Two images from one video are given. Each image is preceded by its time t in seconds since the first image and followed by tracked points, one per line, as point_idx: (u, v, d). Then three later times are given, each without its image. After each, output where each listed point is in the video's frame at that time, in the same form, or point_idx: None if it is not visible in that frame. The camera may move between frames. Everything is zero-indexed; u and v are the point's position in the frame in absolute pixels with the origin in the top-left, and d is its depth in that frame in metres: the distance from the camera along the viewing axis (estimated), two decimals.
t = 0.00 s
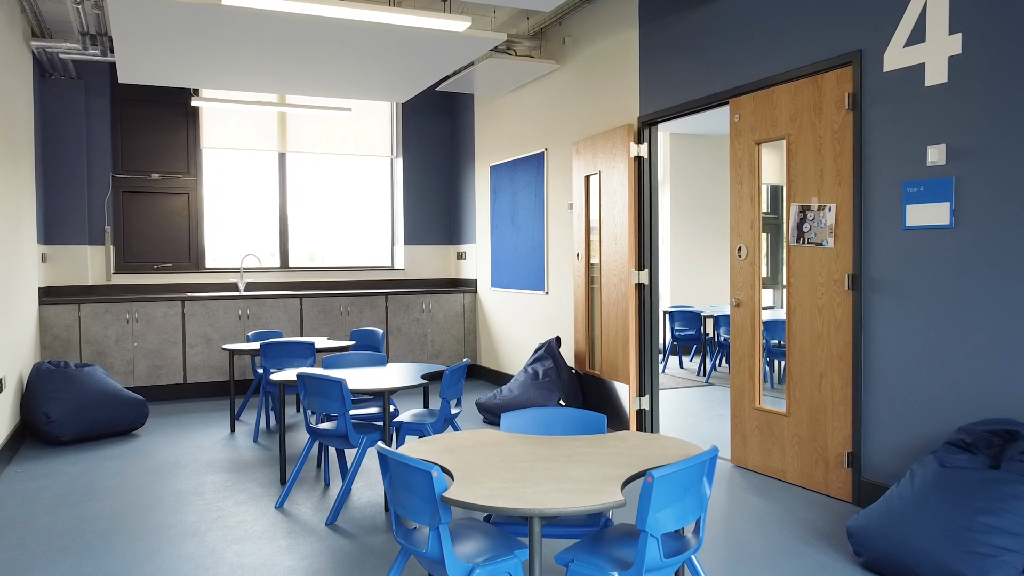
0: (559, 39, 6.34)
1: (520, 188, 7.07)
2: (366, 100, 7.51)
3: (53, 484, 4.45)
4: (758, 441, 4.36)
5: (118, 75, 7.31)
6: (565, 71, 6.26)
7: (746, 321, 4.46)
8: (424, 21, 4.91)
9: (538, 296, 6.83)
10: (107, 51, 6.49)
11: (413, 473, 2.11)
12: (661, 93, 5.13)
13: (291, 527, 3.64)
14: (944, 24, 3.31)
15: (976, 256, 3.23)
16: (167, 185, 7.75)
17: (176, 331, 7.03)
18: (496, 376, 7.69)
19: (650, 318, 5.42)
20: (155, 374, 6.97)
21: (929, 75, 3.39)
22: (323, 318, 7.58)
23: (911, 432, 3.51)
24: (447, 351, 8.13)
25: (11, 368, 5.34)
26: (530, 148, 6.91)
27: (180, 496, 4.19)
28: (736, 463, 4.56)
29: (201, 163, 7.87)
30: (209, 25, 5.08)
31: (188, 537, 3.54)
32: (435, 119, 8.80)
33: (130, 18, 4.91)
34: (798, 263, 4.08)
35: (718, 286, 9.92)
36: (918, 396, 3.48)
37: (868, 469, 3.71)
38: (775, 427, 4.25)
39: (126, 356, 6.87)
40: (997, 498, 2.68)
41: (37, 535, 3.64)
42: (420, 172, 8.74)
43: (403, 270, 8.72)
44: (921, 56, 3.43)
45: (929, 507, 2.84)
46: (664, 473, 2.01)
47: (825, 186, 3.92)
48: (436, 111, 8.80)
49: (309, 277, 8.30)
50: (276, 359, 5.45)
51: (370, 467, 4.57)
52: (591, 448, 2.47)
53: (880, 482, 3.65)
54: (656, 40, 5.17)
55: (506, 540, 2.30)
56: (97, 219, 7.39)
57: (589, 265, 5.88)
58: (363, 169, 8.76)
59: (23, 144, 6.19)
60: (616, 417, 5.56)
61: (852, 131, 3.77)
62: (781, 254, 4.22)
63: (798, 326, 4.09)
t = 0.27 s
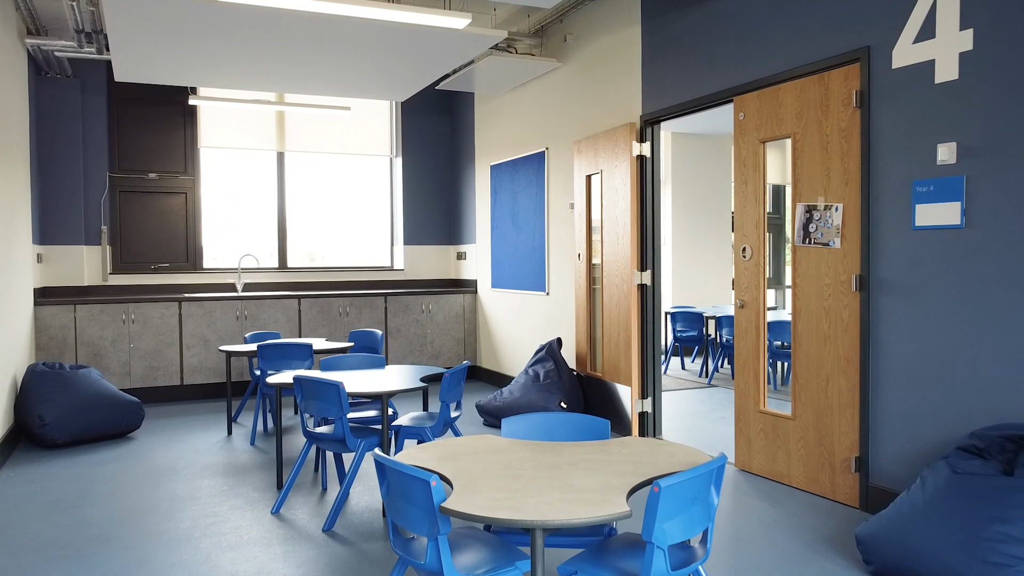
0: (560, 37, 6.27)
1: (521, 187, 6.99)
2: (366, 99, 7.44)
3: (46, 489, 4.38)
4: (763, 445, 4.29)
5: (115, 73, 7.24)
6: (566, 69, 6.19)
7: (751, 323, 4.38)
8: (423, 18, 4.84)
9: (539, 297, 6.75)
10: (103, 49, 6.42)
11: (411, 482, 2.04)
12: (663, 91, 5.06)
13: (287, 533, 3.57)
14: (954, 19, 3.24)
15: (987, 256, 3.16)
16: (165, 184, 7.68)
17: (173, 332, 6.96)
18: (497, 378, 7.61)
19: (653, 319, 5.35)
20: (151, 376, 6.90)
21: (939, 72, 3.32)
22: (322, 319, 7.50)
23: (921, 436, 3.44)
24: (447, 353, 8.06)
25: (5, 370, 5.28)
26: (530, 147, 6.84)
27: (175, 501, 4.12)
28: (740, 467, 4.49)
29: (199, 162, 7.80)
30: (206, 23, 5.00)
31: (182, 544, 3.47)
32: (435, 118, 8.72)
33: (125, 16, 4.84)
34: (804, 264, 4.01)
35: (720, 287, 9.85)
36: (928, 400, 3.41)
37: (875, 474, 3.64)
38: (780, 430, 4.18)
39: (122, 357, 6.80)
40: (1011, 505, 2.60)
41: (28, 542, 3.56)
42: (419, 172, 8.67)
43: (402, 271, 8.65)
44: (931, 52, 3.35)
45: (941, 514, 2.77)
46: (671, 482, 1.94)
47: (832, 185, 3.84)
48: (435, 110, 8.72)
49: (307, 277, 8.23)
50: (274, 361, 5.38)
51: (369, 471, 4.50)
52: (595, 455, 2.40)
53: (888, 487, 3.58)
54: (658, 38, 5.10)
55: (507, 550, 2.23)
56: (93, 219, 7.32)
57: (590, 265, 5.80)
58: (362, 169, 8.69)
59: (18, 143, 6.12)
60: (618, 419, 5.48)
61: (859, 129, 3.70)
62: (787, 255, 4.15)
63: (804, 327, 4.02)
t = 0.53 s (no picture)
0: (562, 34, 6.19)
1: (521, 186, 6.91)
2: (365, 97, 7.36)
3: (37, 493, 4.30)
4: (769, 448, 4.21)
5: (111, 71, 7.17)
6: (567, 66, 6.11)
7: (756, 324, 4.30)
8: (422, 13, 4.75)
9: (539, 297, 6.68)
10: (98, 47, 6.34)
11: (407, 491, 1.96)
12: (666, 89, 4.98)
13: (282, 540, 3.49)
14: (966, 13, 3.16)
15: (1001, 256, 3.08)
16: (162, 184, 7.61)
17: (169, 333, 6.88)
18: (497, 379, 7.53)
19: (656, 320, 5.27)
20: (147, 378, 6.82)
21: (950, 68, 3.24)
22: (320, 320, 7.42)
23: (931, 441, 3.36)
24: (447, 354, 7.98)
25: None
26: (531, 146, 6.76)
27: (168, 506, 4.04)
28: (745, 471, 4.40)
29: (196, 161, 7.73)
30: (201, 19, 4.92)
31: (174, 551, 3.39)
32: (434, 117, 8.64)
33: (119, 12, 4.76)
34: (810, 265, 3.93)
35: (722, 287, 9.77)
36: (938, 404, 3.33)
37: (884, 479, 3.56)
38: (786, 434, 4.10)
39: (117, 358, 6.72)
40: None
41: (17, 548, 3.48)
42: (418, 171, 8.59)
43: (401, 271, 8.57)
44: (942, 48, 3.27)
45: (954, 522, 2.69)
46: (680, 493, 1.86)
47: (839, 184, 3.76)
48: (435, 109, 8.65)
49: (306, 278, 8.15)
50: (271, 363, 5.30)
51: (366, 475, 4.42)
52: (599, 462, 2.31)
53: (898, 493, 3.50)
54: (661, 34, 5.02)
55: (508, 562, 2.15)
56: (89, 218, 7.24)
57: (592, 266, 5.72)
58: (361, 168, 8.61)
59: (12, 142, 6.04)
60: (620, 422, 5.40)
61: (868, 127, 3.61)
62: (793, 255, 4.06)
63: (810, 329, 3.94)
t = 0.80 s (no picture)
0: (563, 32, 6.11)
1: (522, 185, 6.84)
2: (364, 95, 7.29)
3: (30, 497, 4.22)
4: (774, 452, 4.13)
5: (107, 69, 7.09)
6: (569, 64, 6.04)
7: (761, 325, 4.22)
8: (422, 9, 4.68)
9: (540, 297, 6.60)
10: (93, 44, 6.27)
11: (406, 501, 1.89)
12: (669, 87, 4.90)
13: (279, 546, 3.41)
14: (980, 7, 3.08)
15: (1014, 257, 3.00)
16: (159, 183, 7.54)
17: (166, 334, 6.80)
18: (497, 381, 7.45)
19: (659, 321, 5.19)
20: (144, 379, 6.74)
21: (963, 63, 3.16)
22: (319, 321, 7.35)
23: (942, 446, 3.29)
24: (447, 355, 7.90)
25: None
26: (532, 145, 6.69)
27: (163, 511, 3.96)
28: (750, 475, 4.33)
29: (194, 160, 7.65)
30: (197, 15, 4.85)
31: (168, 558, 3.31)
32: (434, 116, 8.57)
33: (114, 8, 4.69)
34: (817, 265, 3.85)
35: (724, 288, 9.69)
36: (950, 408, 3.25)
37: (894, 484, 3.49)
38: (793, 437, 4.02)
39: (114, 359, 6.64)
40: None
41: (7, 555, 3.41)
42: (418, 170, 8.51)
43: (401, 271, 8.49)
44: (954, 43, 3.19)
45: (969, 529, 2.62)
46: (689, 503, 1.79)
47: (847, 182, 3.68)
48: (435, 107, 8.57)
49: (304, 278, 8.07)
50: (268, 365, 5.23)
51: (365, 479, 4.34)
52: (604, 469, 2.24)
53: (907, 498, 3.43)
54: (664, 31, 4.94)
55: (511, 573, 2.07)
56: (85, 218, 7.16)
57: (594, 266, 5.65)
58: (360, 168, 8.53)
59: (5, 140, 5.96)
60: (622, 424, 5.33)
61: (877, 124, 3.54)
62: (799, 255, 3.99)
63: (817, 330, 3.86)
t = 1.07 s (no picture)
0: (565, 29, 6.04)
1: (523, 184, 6.76)
2: (363, 93, 7.21)
3: (22, 502, 4.14)
4: (781, 456, 4.06)
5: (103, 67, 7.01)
6: (571, 61, 5.96)
7: (767, 326, 4.14)
8: (421, 5, 4.60)
9: (542, 298, 6.52)
10: (89, 41, 6.19)
11: (404, 510, 1.81)
12: (673, 84, 4.83)
13: (275, 553, 3.33)
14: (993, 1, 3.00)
15: None
16: (156, 182, 7.46)
17: (163, 335, 6.72)
18: (498, 382, 7.38)
19: (662, 322, 5.11)
20: (141, 380, 6.66)
21: (976, 58, 3.09)
22: (318, 322, 7.27)
23: (954, 450, 3.21)
24: (447, 356, 7.82)
25: None
26: (533, 143, 6.61)
27: (157, 516, 3.89)
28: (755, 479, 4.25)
29: (191, 159, 7.58)
30: (193, 12, 4.77)
31: (161, 565, 3.24)
32: (434, 114, 8.49)
33: (108, 4, 4.61)
34: (825, 265, 3.77)
35: (727, 288, 9.61)
36: (962, 412, 3.18)
37: (904, 489, 3.41)
38: (799, 441, 3.94)
39: (109, 360, 6.56)
40: None
41: None
42: (418, 169, 8.44)
43: (401, 271, 8.42)
44: (966, 38, 3.12)
45: (986, 537, 2.54)
46: (700, 514, 1.71)
47: (856, 181, 3.60)
48: (435, 106, 8.49)
49: (303, 278, 8.00)
50: (265, 366, 5.15)
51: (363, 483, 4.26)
52: (609, 476, 2.16)
53: (918, 503, 3.35)
54: (667, 27, 4.87)
55: None
56: (81, 217, 7.08)
57: (596, 266, 5.57)
58: (360, 167, 8.45)
59: None
60: (624, 426, 5.25)
61: (886, 121, 3.46)
62: (807, 255, 3.90)
63: (825, 332, 3.78)
